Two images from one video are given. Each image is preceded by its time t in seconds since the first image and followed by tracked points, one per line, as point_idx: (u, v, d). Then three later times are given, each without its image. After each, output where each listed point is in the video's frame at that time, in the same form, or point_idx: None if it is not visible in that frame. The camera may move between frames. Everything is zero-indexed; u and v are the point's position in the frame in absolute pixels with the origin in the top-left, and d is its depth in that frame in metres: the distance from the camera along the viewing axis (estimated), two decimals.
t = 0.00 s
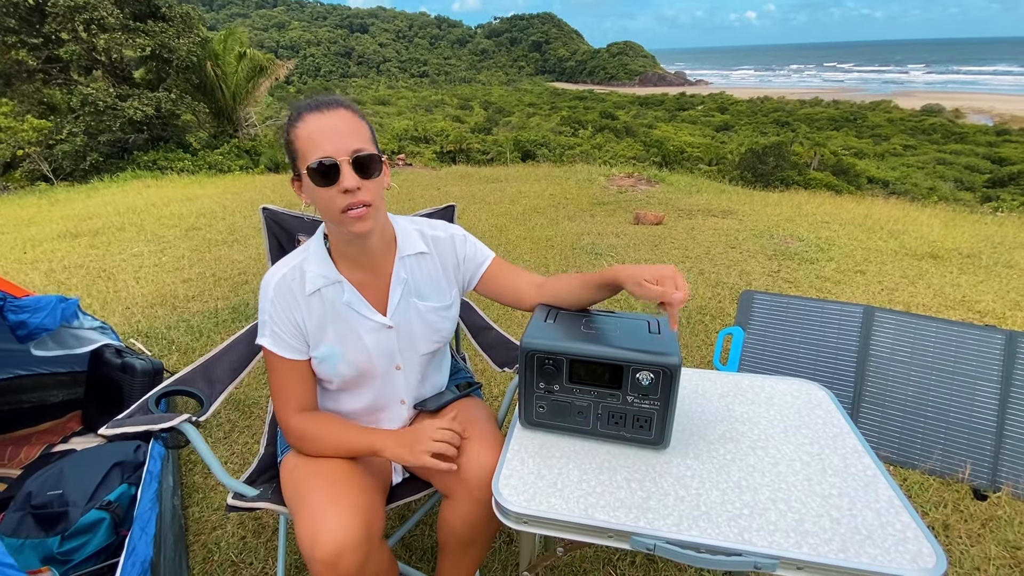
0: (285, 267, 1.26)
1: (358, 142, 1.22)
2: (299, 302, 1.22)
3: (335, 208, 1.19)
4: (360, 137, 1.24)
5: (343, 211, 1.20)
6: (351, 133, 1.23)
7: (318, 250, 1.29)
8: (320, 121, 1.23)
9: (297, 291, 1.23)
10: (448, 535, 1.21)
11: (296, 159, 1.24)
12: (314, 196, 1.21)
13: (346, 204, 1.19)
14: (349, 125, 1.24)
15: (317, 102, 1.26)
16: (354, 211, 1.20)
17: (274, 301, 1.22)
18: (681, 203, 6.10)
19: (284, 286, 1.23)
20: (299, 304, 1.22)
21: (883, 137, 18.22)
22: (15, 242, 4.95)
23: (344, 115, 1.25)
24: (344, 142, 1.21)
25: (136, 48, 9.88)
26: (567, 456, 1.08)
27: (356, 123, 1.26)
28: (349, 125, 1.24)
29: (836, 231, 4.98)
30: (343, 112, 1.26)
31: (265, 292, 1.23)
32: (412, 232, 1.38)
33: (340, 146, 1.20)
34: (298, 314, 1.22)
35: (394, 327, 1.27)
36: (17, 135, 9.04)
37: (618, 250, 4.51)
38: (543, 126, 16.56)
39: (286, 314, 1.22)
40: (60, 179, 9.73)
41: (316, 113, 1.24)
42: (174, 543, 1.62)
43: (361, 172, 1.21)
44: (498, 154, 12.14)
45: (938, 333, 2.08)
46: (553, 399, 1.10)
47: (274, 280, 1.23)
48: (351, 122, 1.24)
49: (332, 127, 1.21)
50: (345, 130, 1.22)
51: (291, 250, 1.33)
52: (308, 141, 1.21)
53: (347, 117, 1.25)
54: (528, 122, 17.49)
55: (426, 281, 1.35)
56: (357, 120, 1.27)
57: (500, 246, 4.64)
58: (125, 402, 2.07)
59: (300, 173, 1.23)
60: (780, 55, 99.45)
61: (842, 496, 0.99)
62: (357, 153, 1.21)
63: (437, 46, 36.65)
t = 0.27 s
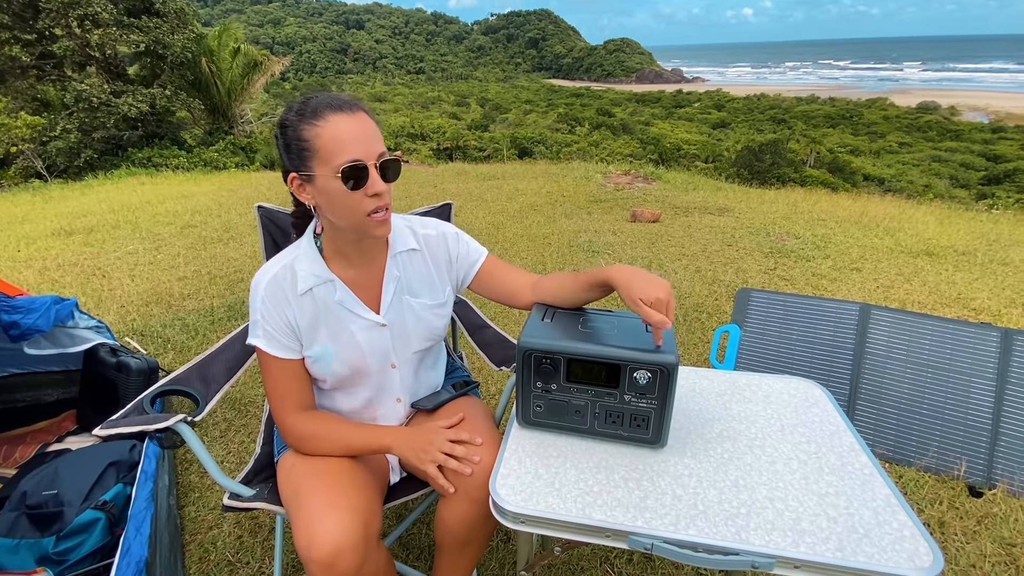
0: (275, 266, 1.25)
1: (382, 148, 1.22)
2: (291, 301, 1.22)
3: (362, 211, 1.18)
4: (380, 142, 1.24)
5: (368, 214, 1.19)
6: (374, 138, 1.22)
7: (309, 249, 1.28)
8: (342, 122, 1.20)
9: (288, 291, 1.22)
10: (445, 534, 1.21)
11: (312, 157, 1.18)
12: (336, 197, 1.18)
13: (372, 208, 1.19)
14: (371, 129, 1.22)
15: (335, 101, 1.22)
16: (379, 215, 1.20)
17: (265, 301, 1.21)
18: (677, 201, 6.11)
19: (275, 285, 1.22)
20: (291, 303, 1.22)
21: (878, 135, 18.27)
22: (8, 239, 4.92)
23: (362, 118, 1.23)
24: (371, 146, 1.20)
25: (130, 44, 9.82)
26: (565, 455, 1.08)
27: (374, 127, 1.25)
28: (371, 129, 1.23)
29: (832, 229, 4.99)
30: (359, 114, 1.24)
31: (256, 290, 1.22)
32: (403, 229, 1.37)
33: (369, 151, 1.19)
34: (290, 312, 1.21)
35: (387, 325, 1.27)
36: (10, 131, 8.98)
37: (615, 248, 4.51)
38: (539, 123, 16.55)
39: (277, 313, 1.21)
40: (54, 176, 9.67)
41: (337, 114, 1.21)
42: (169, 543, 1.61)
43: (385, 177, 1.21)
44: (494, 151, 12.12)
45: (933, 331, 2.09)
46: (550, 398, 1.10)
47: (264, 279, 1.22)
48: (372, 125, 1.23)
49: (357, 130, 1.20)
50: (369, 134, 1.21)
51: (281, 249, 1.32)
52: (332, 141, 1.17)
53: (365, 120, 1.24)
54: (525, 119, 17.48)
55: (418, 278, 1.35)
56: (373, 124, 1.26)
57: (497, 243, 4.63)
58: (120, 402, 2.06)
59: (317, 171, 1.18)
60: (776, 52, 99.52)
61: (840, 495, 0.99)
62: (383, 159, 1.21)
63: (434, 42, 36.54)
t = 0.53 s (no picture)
0: (271, 267, 1.23)
1: (387, 148, 1.21)
2: (287, 304, 1.20)
3: (369, 212, 1.17)
4: (386, 142, 1.23)
5: (374, 215, 1.18)
6: (380, 137, 1.21)
7: (305, 249, 1.26)
8: (347, 121, 1.18)
9: (285, 294, 1.20)
10: (445, 535, 1.20)
11: (316, 158, 1.17)
12: (341, 196, 1.16)
13: (378, 209, 1.18)
14: (378, 129, 1.22)
15: (338, 100, 1.21)
16: (384, 216, 1.19)
17: (261, 303, 1.19)
18: (674, 198, 6.11)
19: (270, 287, 1.20)
20: (287, 306, 1.20)
21: (872, 132, 18.35)
22: None
23: (370, 118, 1.22)
24: (378, 147, 1.19)
25: (122, 39, 9.73)
26: (566, 455, 1.07)
27: (380, 127, 1.24)
28: (378, 130, 1.22)
29: (828, 226, 5.01)
30: (367, 114, 1.23)
31: (250, 293, 1.20)
32: (402, 228, 1.36)
33: (375, 151, 1.18)
34: (286, 315, 1.20)
35: (386, 327, 1.26)
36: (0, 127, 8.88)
37: (612, 245, 4.51)
38: (535, 120, 16.52)
39: (273, 316, 1.19)
40: (46, 172, 9.58)
41: (341, 113, 1.19)
42: (166, 544, 1.60)
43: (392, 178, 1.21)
44: (490, 148, 12.09)
45: (929, 328, 2.10)
46: (551, 398, 1.09)
47: (259, 281, 1.20)
48: (379, 125, 1.23)
49: (365, 130, 1.19)
50: (377, 135, 1.20)
51: (276, 250, 1.29)
52: (339, 141, 1.16)
53: (372, 120, 1.23)
54: (521, 116, 17.45)
55: (417, 279, 1.34)
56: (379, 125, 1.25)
57: (494, 241, 4.62)
58: (115, 402, 2.04)
59: (322, 171, 1.17)
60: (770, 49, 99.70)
61: (841, 494, 0.99)
62: (389, 160, 1.20)
63: (429, 38, 36.40)
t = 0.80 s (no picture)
0: (269, 263, 1.22)
1: (372, 140, 1.18)
2: (285, 301, 1.19)
3: (350, 206, 1.15)
4: (373, 134, 1.20)
5: (355, 209, 1.16)
6: (365, 129, 1.18)
7: (304, 247, 1.25)
8: (331, 113, 1.17)
9: (283, 291, 1.19)
10: (444, 533, 1.20)
11: (300, 152, 1.17)
12: (324, 190, 1.15)
13: (361, 203, 1.16)
14: (363, 120, 1.19)
15: (325, 92, 1.19)
16: (366, 211, 1.17)
17: (258, 300, 1.17)
18: (669, 195, 6.11)
19: (268, 285, 1.19)
20: (285, 303, 1.19)
21: (866, 129, 18.43)
22: None
23: (356, 110, 1.20)
24: (360, 138, 1.16)
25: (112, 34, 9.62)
26: (566, 453, 1.07)
27: (368, 118, 1.22)
28: (363, 121, 1.20)
29: (823, 223, 5.02)
30: (353, 106, 1.21)
31: (247, 290, 1.19)
32: (402, 226, 1.36)
33: (356, 142, 1.15)
34: (284, 313, 1.18)
35: (385, 326, 1.25)
36: None
37: (608, 242, 4.50)
38: (530, 117, 16.48)
39: (271, 314, 1.18)
40: (36, 169, 9.48)
41: (325, 104, 1.17)
42: (161, 544, 1.58)
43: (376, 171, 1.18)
44: (485, 145, 12.06)
45: (924, 324, 2.10)
46: (551, 395, 1.09)
47: (257, 278, 1.19)
48: (365, 116, 1.20)
49: (347, 121, 1.16)
50: (362, 127, 1.18)
51: (275, 247, 1.28)
52: (320, 133, 1.15)
53: (358, 111, 1.20)
54: (516, 112, 17.41)
55: (417, 278, 1.33)
56: (367, 117, 1.22)
57: (490, 237, 4.60)
58: (109, 401, 2.02)
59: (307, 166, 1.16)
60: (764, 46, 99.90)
61: (841, 490, 0.99)
62: (372, 152, 1.17)
63: (423, 34, 36.24)
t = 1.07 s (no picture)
0: (269, 254, 1.21)
1: (353, 128, 1.17)
2: (285, 292, 1.18)
3: (322, 194, 1.14)
4: (358, 123, 1.19)
5: (329, 197, 1.15)
6: (346, 117, 1.17)
7: (305, 238, 1.24)
8: (314, 102, 1.18)
9: (283, 282, 1.18)
10: (443, 529, 1.19)
11: (288, 142, 1.20)
12: (303, 178, 1.17)
13: (333, 191, 1.15)
14: (348, 109, 1.18)
15: (316, 82, 1.21)
16: (340, 199, 1.15)
17: (258, 291, 1.17)
18: (665, 193, 6.12)
19: (269, 275, 1.18)
20: (285, 294, 1.18)
21: (860, 128, 18.51)
22: None
23: (344, 98, 1.20)
24: (338, 126, 1.16)
25: (104, 29, 9.53)
26: (567, 449, 1.06)
27: (356, 108, 1.20)
28: (348, 110, 1.19)
29: (818, 220, 5.04)
30: (344, 95, 1.21)
31: (247, 280, 1.18)
32: (404, 222, 1.35)
33: (332, 130, 1.15)
34: (283, 304, 1.18)
35: (384, 320, 1.24)
36: None
37: (605, 240, 4.50)
38: (526, 114, 16.46)
39: (271, 304, 1.17)
40: (27, 165, 9.39)
41: (311, 94, 1.19)
42: (157, 542, 1.57)
43: (353, 158, 1.16)
44: (481, 142, 12.04)
45: (921, 320, 2.11)
46: (552, 392, 1.08)
47: (257, 269, 1.18)
48: (351, 105, 1.19)
49: (328, 110, 1.17)
50: (343, 115, 1.17)
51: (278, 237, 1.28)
52: (302, 123, 1.17)
53: (346, 100, 1.20)
54: (511, 110, 17.39)
55: (418, 273, 1.32)
56: (357, 106, 1.21)
57: (486, 235, 4.60)
58: (103, 399, 1.99)
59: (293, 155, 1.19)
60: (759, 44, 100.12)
61: (842, 486, 0.99)
62: (351, 139, 1.16)
63: (418, 30, 36.09)
